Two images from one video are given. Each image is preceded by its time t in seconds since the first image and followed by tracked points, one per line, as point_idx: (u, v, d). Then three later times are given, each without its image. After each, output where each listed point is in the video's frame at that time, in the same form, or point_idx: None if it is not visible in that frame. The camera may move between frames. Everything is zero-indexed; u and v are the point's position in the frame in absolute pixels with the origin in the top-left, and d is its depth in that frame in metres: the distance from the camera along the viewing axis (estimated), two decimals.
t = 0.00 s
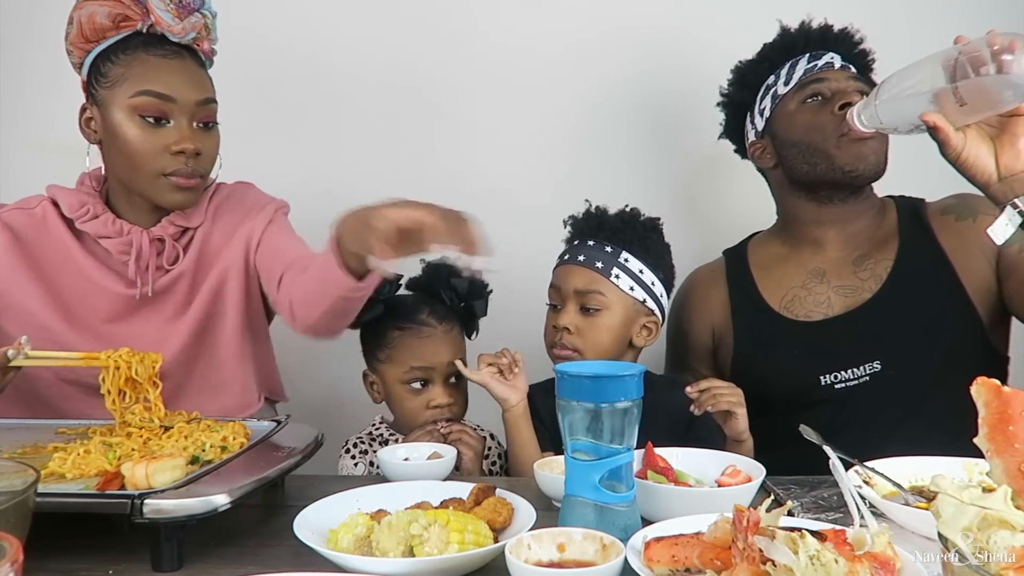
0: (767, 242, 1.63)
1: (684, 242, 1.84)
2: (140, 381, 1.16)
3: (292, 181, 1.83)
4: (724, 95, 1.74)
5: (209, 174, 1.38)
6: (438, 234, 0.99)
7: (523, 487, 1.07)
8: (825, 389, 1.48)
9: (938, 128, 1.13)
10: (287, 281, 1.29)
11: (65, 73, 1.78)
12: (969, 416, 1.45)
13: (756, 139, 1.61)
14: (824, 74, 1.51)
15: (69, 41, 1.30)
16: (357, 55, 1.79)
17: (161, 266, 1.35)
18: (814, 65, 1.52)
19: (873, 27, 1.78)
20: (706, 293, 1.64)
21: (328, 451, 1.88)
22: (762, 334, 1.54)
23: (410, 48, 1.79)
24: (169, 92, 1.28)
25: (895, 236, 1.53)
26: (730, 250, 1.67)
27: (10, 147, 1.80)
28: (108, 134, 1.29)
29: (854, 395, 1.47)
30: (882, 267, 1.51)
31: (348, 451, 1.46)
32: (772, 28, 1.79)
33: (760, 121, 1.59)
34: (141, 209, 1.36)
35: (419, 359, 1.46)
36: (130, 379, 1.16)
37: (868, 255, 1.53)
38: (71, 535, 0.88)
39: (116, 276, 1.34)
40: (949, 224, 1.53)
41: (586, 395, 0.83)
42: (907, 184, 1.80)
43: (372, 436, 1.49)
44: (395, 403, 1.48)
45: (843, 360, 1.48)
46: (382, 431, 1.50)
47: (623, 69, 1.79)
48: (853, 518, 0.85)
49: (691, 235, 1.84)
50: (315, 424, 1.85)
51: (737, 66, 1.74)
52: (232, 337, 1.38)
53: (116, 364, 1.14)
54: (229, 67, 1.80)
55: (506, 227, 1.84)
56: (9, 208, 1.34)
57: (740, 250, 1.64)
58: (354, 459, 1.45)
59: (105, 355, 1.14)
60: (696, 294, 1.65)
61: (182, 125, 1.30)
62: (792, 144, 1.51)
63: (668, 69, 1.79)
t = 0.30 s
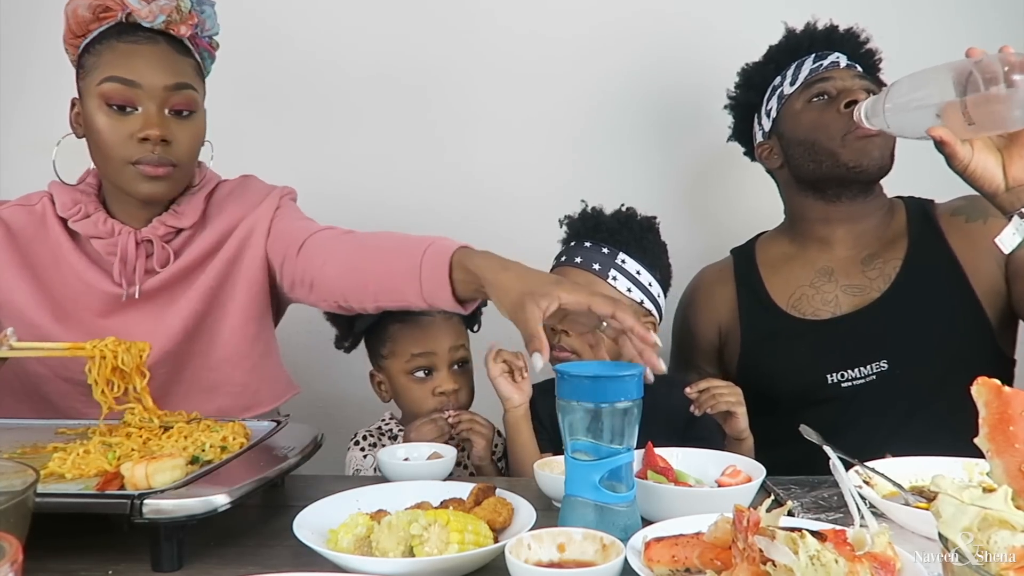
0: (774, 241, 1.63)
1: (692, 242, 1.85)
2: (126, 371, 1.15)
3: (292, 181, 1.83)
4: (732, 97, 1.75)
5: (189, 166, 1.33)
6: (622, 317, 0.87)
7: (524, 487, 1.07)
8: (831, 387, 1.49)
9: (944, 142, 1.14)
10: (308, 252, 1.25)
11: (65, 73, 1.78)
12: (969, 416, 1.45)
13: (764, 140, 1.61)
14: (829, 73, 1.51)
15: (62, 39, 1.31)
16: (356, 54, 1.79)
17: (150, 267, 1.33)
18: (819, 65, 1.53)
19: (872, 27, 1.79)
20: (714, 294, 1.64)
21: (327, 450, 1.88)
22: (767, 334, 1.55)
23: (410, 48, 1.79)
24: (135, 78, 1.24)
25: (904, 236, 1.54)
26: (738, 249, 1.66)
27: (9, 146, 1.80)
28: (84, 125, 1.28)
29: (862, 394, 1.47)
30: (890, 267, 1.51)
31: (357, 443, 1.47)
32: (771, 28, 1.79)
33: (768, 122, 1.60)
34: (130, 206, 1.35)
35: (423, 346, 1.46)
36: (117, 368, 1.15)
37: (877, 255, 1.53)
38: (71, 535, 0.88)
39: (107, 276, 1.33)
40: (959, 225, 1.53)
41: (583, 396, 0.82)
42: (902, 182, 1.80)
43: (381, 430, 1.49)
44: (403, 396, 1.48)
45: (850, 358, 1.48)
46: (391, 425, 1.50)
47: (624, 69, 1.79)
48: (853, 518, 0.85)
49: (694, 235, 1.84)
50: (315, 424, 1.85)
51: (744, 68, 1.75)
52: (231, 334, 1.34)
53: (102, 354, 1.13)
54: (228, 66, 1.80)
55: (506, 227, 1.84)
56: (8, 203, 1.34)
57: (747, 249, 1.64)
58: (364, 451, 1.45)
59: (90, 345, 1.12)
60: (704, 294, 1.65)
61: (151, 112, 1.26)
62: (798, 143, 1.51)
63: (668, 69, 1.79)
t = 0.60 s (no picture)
0: (784, 238, 1.63)
1: (704, 239, 1.84)
2: (124, 375, 1.15)
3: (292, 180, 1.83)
4: (741, 100, 1.77)
5: (188, 165, 1.32)
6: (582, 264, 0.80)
7: (524, 487, 1.07)
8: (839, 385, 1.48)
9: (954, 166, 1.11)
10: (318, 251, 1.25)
11: (65, 73, 1.78)
12: (970, 416, 1.45)
13: (773, 141, 1.62)
14: (835, 72, 1.52)
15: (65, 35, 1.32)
16: (357, 53, 1.79)
17: (153, 270, 1.34)
18: (826, 64, 1.54)
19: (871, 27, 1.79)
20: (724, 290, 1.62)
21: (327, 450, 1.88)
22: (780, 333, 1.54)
23: (410, 47, 1.79)
24: (132, 75, 1.24)
25: (915, 236, 1.53)
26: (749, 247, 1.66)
27: (9, 146, 1.80)
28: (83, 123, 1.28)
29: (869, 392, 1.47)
30: (901, 267, 1.51)
31: (359, 442, 1.47)
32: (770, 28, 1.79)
33: (777, 122, 1.60)
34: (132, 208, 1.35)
35: (426, 335, 1.46)
36: (115, 373, 1.15)
37: (887, 255, 1.53)
38: (71, 535, 0.88)
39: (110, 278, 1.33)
40: (973, 228, 1.52)
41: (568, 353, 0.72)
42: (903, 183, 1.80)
43: (383, 429, 1.49)
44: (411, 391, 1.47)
45: (859, 357, 1.48)
46: (394, 425, 1.50)
47: (624, 68, 1.79)
48: (853, 518, 0.85)
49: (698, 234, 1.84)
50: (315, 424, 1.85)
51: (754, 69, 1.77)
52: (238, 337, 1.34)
53: (100, 359, 1.12)
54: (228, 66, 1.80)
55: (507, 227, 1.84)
56: (10, 203, 1.34)
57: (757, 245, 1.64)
58: (365, 450, 1.45)
59: (88, 350, 1.12)
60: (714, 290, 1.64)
61: (147, 109, 1.25)
62: (805, 143, 1.52)
63: (668, 69, 1.79)
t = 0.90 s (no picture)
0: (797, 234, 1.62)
1: (711, 237, 1.85)
2: (119, 374, 1.14)
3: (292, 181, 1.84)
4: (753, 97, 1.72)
5: (192, 163, 1.33)
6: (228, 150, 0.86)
7: (524, 487, 1.07)
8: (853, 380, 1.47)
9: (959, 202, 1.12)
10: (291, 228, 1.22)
11: (64, 74, 1.79)
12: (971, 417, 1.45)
13: (783, 143, 1.60)
14: (848, 80, 1.47)
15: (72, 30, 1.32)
16: (357, 54, 1.79)
17: (153, 272, 1.33)
18: (837, 69, 1.49)
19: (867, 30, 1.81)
20: (738, 283, 1.60)
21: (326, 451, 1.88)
22: (781, 335, 1.54)
23: (411, 48, 1.80)
24: (136, 72, 1.25)
25: (927, 237, 1.52)
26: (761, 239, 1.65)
27: (8, 146, 1.80)
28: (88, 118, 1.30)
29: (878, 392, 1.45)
30: (913, 267, 1.51)
31: (358, 444, 1.47)
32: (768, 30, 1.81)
33: (787, 125, 1.58)
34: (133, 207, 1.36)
35: (415, 330, 1.47)
36: (111, 372, 1.14)
37: (898, 255, 1.52)
38: (70, 535, 0.88)
39: (109, 278, 1.33)
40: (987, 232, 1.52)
41: (213, 236, 0.81)
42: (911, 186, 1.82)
43: (381, 431, 1.49)
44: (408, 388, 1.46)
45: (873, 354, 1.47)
46: (392, 426, 1.50)
47: (624, 69, 1.80)
48: (853, 519, 0.85)
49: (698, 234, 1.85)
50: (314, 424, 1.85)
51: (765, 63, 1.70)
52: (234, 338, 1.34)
53: (94, 357, 1.12)
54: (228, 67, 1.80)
55: (506, 227, 1.85)
56: (11, 202, 1.34)
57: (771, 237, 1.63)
58: (364, 451, 1.45)
59: (83, 348, 1.12)
60: (727, 283, 1.62)
61: (151, 107, 1.27)
62: (813, 153, 1.51)
63: (667, 70, 1.80)
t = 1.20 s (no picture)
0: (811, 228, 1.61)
1: (711, 237, 1.85)
2: (123, 370, 1.16)
3: (292, 181, 1.84)
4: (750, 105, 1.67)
5: (186, 162, 1.30)
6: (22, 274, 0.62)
7: (523, 488, 1.07)
8: (861, 376, 1.46)
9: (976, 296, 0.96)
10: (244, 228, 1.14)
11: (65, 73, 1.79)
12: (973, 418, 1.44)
13: (786, 156, 1.56)
14: (844, 106, 1.42)
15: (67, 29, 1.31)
16: (358, 55, 1.80)
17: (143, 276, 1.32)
18: (834, 92, 1.43)
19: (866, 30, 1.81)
20: (752, 273, 1.59)
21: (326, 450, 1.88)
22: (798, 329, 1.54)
23: (411, 49, 1.80)
24: (132, 68, 1.21)
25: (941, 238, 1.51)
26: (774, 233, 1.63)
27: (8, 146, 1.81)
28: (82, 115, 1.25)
29: (887, 390, 1.44)
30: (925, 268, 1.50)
31: (346, 450, 1.46)
32: (767, 31, 1.81)
33: (788, 140, 1.55)
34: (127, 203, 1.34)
35: (398, 340, 1.45)
36: (114, 368, 1.16)
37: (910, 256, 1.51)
38: (70, 535, 0.88)
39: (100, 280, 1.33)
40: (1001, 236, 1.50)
41: None
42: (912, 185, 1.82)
43: (370, 434, 1.49)
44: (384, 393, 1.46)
45: (884, 350, 1.46)
46: (380, 429, 1.50)
47: (623, 70, 1.80)
48: (853, 519, 0.85)
49: (697, 234, 1.85)
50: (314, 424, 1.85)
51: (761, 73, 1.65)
52: (216, 344, 1.31)
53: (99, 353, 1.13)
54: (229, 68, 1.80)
55: (506, 228, 1.85)
56: (11, 201, 1.35)
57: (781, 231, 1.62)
58: (352, 458, 1.45)
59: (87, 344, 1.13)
60: (742, 275, 1.60)
61: (146, 104, 1.22)
62: (816, 179, 1.47)
63: (667, 71, 1.80)
